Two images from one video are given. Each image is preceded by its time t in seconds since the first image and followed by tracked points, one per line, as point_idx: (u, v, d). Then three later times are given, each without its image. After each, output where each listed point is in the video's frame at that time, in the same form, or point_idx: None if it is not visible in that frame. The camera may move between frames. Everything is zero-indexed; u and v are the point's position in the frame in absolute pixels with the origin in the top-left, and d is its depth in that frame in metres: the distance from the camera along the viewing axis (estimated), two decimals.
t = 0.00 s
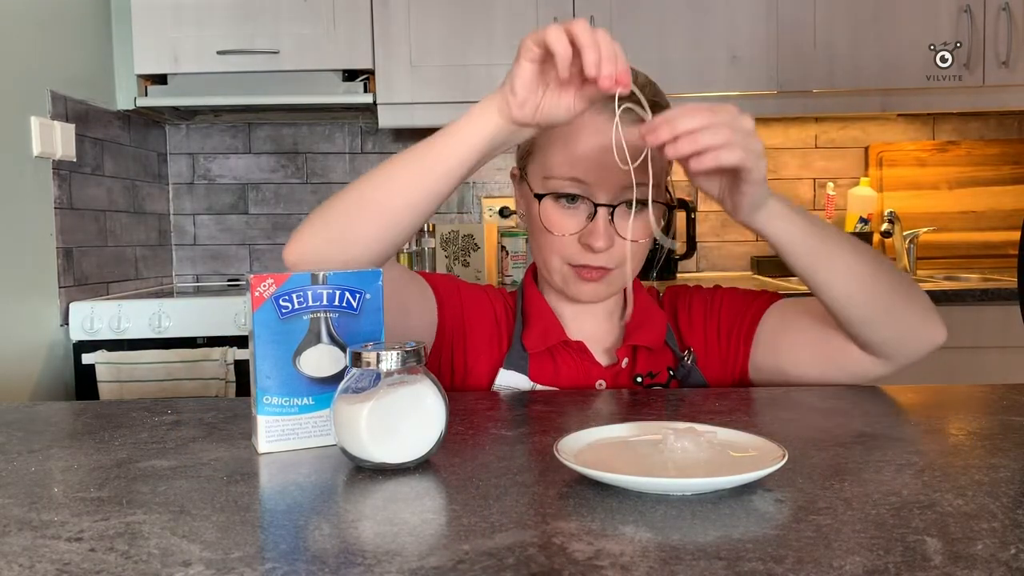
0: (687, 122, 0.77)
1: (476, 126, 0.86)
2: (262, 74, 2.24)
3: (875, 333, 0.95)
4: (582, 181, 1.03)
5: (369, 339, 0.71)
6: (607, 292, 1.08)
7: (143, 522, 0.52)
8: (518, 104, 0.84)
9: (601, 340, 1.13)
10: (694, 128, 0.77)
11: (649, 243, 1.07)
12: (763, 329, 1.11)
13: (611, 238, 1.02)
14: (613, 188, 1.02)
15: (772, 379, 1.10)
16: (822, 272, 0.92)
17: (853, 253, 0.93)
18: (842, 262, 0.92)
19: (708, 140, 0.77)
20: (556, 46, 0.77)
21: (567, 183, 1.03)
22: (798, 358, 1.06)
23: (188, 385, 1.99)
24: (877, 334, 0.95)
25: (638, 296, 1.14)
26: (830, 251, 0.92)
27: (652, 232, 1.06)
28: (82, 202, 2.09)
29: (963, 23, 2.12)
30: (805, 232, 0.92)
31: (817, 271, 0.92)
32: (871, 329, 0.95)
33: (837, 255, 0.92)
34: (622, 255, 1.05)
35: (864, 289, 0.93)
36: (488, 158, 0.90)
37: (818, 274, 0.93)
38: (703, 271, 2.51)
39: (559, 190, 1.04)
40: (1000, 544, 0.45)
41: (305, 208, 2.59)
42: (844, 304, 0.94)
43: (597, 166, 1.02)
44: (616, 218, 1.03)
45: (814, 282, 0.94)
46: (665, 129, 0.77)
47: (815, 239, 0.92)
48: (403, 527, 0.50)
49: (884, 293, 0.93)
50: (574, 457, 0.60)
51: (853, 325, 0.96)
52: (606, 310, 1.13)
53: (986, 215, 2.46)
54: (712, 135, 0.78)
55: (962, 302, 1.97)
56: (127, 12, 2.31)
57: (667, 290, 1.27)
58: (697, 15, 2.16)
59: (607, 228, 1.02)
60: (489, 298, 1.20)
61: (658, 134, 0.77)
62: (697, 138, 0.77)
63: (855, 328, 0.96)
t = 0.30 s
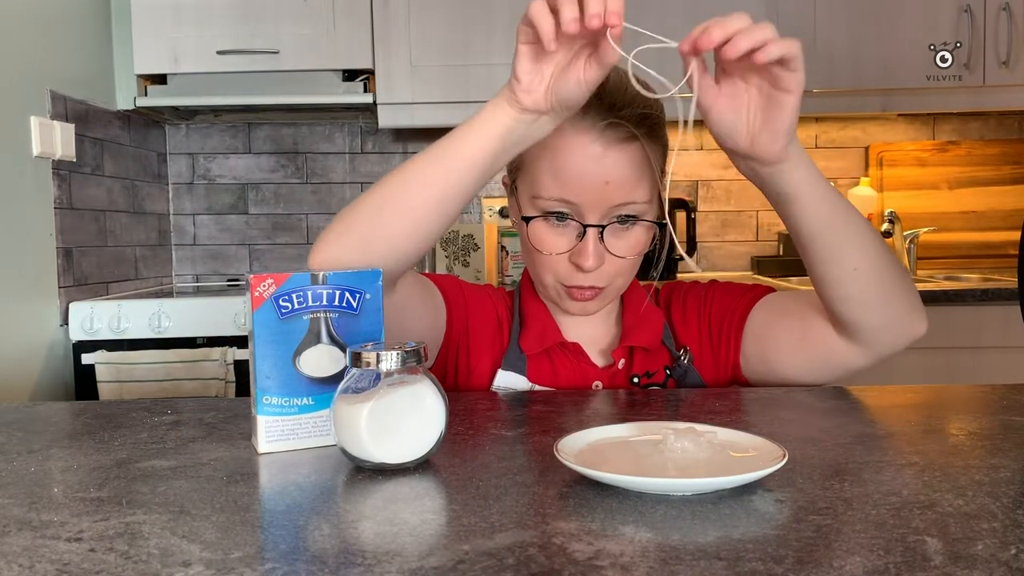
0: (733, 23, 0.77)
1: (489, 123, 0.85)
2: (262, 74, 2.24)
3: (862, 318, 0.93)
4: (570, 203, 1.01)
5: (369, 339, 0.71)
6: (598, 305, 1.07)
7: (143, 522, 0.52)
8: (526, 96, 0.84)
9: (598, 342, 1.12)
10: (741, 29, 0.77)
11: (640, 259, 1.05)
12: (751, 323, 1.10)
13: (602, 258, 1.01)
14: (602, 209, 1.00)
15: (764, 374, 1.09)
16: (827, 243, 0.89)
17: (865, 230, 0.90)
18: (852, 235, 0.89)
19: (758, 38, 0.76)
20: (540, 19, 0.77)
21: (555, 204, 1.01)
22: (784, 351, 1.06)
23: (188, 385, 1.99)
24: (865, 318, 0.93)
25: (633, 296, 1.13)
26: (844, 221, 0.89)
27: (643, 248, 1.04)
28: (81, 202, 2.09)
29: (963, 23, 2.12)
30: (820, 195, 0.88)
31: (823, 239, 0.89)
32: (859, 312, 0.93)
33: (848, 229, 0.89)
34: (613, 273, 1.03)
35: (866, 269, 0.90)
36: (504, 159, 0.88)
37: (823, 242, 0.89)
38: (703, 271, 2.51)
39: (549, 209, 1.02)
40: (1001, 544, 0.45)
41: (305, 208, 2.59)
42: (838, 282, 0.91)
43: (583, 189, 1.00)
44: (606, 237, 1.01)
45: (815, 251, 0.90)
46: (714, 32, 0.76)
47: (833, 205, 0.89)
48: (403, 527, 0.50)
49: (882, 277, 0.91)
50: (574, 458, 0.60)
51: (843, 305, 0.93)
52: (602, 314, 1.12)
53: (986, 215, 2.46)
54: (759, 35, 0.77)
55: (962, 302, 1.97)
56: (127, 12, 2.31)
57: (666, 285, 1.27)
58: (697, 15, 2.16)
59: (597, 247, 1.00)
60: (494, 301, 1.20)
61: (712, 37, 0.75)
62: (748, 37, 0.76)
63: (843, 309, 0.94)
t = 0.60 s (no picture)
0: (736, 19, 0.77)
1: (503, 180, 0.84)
2: (262, 74, 2.24)
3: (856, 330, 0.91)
4: (569, 197, 1.01)
5: (369, 339, 0.71)
6: (603, 304, 1.06)
7: (143, 522, 0.52)
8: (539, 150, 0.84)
9: (598, 342, 1.13)
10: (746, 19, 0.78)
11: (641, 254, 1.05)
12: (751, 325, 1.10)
13: (603, 252, 1.01)
14: (602, 202, 1.01)
15: (757, 377, 1.08)
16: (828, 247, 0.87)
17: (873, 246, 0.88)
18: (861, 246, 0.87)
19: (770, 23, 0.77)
20: (555, 82, 0.77)
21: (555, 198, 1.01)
22: (775, 355, 1.03)
23: (189, 385, 1.99)
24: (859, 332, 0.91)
25: (635, 295, 1.13)
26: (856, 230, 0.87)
27: (644, 241, 1.04)
28: (81, 202, 2.09)
29: (963, 23, 2.12)
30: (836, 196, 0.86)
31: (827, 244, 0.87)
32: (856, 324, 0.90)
33: (856, 241, 0.87)
34: (615, 268, 1.03)
35: (867, 283, 0.88)
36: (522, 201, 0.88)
37: (827, 246, 0.87)
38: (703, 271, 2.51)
39: (547, 204, 1.02)
40: (1000, 544, 0.45)
41: (305, 208, 2.59)
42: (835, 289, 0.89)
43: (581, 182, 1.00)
44: (606, 231, 1.02)
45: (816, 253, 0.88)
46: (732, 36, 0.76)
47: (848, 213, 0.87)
48: (403, 527, 0.50)
49: (881, 295, 0.89)
50: (574, 457, 0.60)
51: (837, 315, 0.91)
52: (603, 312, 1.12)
53: (986, 215, 2.46)
54: (768, 20, 0.77)
55: (963, 302, 1.97)
56: (127, 13, 2.31)
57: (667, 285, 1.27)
58: (697, 15, 2.16)
59: (599, 242, 1.01)
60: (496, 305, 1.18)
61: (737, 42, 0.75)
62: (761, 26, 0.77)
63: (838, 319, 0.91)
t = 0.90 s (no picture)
0: (737, 108, 0.70)
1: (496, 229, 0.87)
2: (262, 73, 2.24)
3: (873, 371, 0.82)
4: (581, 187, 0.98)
5: (367, 340, 0.71)
6: (609, 299, 1.07)
7: (143, 522, 0.52)
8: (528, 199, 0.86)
9: (599, 343, 1.14)
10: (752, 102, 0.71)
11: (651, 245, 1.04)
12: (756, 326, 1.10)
13: (614, 242, 1.00)
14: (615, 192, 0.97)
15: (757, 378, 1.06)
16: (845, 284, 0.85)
17: (891, 296, 0.86)
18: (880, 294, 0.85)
19: (779, 112, 0.71)
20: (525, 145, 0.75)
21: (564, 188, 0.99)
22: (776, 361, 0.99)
23: (189, 385, 2.00)
24: (876, 373, 0.82)
25: (638, 296, 1.13)
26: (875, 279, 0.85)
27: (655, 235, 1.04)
28: (81, 202, 2.09)
29: (963, 23, 2.12)
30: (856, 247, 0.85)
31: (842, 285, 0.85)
32: (870, 362, 0.83)
33: (873, 290, 0.85)
34: (625, 261, 1.03)
35: (881, 332, 0.85)
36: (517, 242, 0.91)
37: (843, 285, 0.85)
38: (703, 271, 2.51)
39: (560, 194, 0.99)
40: (1000, 544, 0.45)
41: (305, 208, 2.59)
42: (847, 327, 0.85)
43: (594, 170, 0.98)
44: (619, 222, 1.00)
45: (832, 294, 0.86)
46: (727, 132, 0.69)
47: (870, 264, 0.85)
48: (403, 527, 0.50)
49: (897, 345, 0.84)
50: (574, 458, 0.60)
51: (851, 353, 0.84)
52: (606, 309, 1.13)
53: (986, 215, 2.46)
54: (776, 113, 0.70)
55: (962, 302, 1.97)
56: (127, 13, 2.31)
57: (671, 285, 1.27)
58: (697, 15, 2.16)
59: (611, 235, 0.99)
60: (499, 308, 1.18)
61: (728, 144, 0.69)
62: (763, 118, 0.70)
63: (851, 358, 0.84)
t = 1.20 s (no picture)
0: (738, 218, 0.65)
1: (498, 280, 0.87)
2: (262, 73, 2.24)
3: (876, 392, 0.79)
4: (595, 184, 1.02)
5: (368, 339, 0.71)
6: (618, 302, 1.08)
7: (143, 522, 0.52)
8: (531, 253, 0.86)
9: (601, 345, 1.15)
10: (752, 209, 0.66)
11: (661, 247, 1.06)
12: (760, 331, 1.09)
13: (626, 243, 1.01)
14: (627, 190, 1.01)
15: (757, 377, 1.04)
16: (846, 314, 0.82)
17: (893, 321, 0.84)
18: (881, 321, 0.83)
19: (783, 217, 0.65)
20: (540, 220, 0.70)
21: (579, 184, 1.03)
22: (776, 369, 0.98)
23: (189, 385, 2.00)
24: (880, 394, 0.79)
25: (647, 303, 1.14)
26: (877, 307, 0.83)
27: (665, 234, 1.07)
28: (81, 202, 2.09)
29: (963, 23, 2.12)
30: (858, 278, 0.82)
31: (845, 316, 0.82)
32: (877, 386, 0.79)
33: (876, 320, 0.83)
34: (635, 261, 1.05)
35: (886, 359, 0.81)
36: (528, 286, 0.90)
37: (844, 315, 0.82)
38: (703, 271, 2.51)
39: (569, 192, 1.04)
40: (1001, 544, 0.45)
41: (305, 208, 2.59)
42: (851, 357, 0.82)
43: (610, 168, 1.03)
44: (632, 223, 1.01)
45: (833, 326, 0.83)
46: (729, 247, 0.65)
47: (871, 293, 0.83)
48: (403, 527, 0.50)
49: (903, 368, 0.81)
50: (574, 457, 0.60)
51: (854, 378, 0.81)
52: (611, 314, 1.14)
53: (986, 215, 2.46)
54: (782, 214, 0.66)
55: (962, 302, 1.97)
56: (127, 13, 2.31)
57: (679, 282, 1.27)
58: (697, 15, 2.16)
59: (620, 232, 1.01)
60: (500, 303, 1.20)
61: (730, 258, 0.65)
62: (767, 228, 0.65)
63: (854, 382, 0.81)
